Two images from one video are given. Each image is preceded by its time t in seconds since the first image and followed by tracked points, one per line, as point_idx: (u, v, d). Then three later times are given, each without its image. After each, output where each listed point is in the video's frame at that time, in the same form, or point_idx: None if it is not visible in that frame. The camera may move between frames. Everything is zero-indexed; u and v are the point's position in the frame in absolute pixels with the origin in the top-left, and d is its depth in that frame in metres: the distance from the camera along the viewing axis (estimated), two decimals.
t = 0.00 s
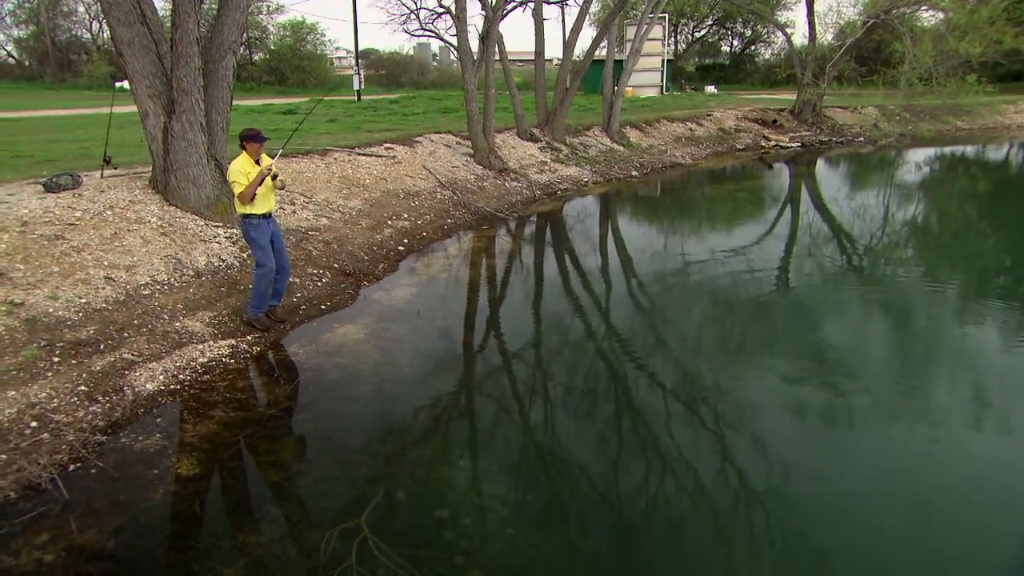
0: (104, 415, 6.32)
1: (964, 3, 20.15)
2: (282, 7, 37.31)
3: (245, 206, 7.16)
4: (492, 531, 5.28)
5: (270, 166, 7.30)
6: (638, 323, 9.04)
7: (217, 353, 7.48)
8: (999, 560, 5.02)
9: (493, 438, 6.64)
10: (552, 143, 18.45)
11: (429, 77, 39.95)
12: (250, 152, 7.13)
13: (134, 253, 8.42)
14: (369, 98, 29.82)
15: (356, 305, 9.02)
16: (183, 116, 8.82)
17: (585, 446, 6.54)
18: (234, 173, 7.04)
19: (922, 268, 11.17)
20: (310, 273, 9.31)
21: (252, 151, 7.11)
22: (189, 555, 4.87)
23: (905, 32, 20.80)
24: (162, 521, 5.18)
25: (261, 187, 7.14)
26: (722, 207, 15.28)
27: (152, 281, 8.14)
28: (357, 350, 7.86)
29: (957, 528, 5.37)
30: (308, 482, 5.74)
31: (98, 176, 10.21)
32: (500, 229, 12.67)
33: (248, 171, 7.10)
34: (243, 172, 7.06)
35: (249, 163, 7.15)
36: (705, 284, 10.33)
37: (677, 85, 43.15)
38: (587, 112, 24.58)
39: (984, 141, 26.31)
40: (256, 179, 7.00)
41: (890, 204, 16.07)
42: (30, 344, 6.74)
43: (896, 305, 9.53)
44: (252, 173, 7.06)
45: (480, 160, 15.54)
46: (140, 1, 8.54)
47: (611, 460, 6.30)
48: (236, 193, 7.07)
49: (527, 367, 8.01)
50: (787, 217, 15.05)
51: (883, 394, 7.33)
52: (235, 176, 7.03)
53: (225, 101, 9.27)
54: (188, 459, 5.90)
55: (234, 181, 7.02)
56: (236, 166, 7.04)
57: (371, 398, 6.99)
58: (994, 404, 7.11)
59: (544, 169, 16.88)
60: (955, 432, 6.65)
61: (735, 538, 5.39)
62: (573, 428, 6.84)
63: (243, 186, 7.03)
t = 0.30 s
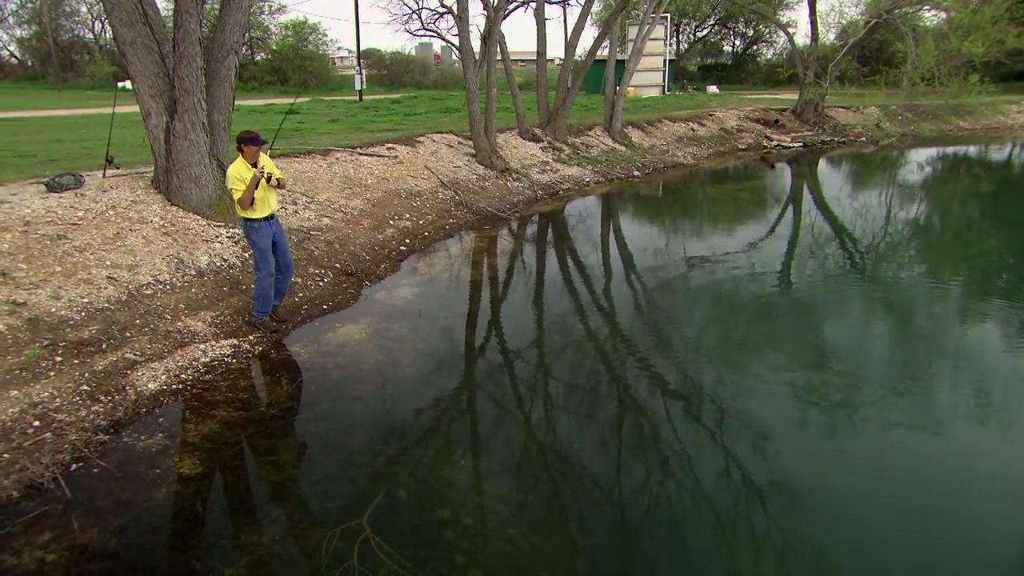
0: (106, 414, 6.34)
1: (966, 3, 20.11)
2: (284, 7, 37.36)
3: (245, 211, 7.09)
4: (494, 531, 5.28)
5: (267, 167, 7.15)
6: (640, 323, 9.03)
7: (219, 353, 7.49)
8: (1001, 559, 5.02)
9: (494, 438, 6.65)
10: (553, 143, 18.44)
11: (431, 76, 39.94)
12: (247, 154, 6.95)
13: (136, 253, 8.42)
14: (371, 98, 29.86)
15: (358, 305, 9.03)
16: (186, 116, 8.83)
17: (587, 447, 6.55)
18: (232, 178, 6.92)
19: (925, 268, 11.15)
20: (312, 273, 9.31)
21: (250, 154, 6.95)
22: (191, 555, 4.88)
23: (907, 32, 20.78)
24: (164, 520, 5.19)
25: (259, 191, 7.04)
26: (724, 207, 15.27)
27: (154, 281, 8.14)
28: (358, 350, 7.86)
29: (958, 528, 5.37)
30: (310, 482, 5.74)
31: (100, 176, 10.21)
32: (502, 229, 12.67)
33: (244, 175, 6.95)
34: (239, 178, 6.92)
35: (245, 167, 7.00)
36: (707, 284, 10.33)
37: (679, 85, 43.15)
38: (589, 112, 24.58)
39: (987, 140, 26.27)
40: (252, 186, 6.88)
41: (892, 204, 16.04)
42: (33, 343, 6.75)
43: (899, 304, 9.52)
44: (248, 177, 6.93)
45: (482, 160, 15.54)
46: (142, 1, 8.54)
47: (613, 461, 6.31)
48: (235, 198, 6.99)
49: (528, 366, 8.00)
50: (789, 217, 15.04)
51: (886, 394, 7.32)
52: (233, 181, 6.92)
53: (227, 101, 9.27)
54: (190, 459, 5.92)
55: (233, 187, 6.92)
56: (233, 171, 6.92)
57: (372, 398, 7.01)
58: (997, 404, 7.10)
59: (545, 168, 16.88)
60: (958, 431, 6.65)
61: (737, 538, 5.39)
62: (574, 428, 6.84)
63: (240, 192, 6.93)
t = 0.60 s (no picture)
0: (109, 413, 6.36)
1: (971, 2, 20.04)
2: (287, 6, 37.42)
3: (248, 213, 7.07)
4: (497, 530, 5.30)
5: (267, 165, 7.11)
6: (642, 322, 9.00)
7: (222, 352, 7.49)
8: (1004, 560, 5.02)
9: (497, 437, 6.66)
10: (557, 142, 18.43)
11: (434, 75, 39.85)
12: (246, 155, 6.91)
13: (140, 252, 8.43)
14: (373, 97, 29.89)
15: (360, 304, 9.02)
16: (188, 116, 8.84)
17: (589, 447, 6.55)
18: (233, 181, 6.91)
19: (928, 267, 11.14)
20: (315, 272, 9.29)
21: (250, 155, 6.89)
22: (195, 554, 4.89)
23: (911, 32, 20.74)
24: (167, 518, 5.21)
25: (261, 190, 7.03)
26: (728, 206, 15.26)
27: (157, 280, 8.14)
28: (361, 349, 7.86)
29: (962, 528, 5.35)
30: (313, 481, 5.76)
31: (104, 175, 10.23)
32: (505, 229, 12.67)
33: (245, 176, 6.93)
34: (240, 179, 6.90)
35: (245, 167, 6.97)
36: (710, 283, 10.31)
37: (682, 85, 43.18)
38: (592, 111, 24.57)
39: (991, 139, 26.22)
40: (253, 187, 6.86)
41: (896, 203, 16.02)
42: (36, 343, 6.77)
43: (902, 304, 9.51)
44: (249, 178, 6.91)
45: (485, 159, 15.54)
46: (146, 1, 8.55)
47: (616, 461, 6.30)
48: (238, 199, 6.99)
49: (531, 365, 7.99)
50: (793, 216, 15.03)
51: (889, 394, 7.30)
52: (235, 183, 6.91)
53: (230, 99, 9.28)
54: (193, 458, 5.95)
55: (235, 189, 6.91)
56: (233, 172, 6.90)
57: (375, 398, 7.02)
58: (1000, 404, 7.09)
59: (549, 168, 16.87)
60: (961, 432, 6.64)
61: (739, 539, 5.38)
62: (576, 428, 6.83)
63: (242, 194, 6.92)
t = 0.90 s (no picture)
0: (111, 412, 6.32)
1: None
2: (289, 2, 37.40)
3: (250, 210, 7.02)
4: (500, 530, 5.26)
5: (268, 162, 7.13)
6: (647, 320, 8.93)
7: (224, 350, 7.42)
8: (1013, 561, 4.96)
9: (500, 437, 6.62)
10: (561, 139, 18.37)
11: (437, 71, 39.77)
12: (246, 152, 6.95)
13: (141, 250, 8.39)
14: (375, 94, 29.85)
15: (362, 303, 8.92)
16: (190, 112, 8.79)
17: (594, 447, 6.51)
18: (235, 178, 6.90)
19: (937, 265, 11.05)
20: (317, 270, 9.23)
21: (251, 151, 6.94)
22: (196, 553, 4.86)
23: (920, 27, 20.59)
24: (169, 518, 5.17)
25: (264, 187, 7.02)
26: (734, 204, 15.17)
27: (158, 278, 8.09)
28: (364, 348, 7.79)
29: (968, 528, 5.30)
30: (316, 481, 5.72)
31: (105, 173, 10.19)
32: (509, 227, 12.60)
33: (247, 173, 6.95)
34: (242, 176, 6.91)
35: (246, 165, 6.99)
36: (716, 281, 10.23)
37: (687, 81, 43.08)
38: (596, 108, 24.50)
39: (1001, 136, 26.06)
40: (255, 183, 6.85)
41: (904, 201, 15.92)
42: (37, 341, 6.73)
43: (910, 301, 9.44)
44: (251, 174, 6.92)
45: (488, 156, 15.48)
46: None
47: (620, 461, 6.26)
48: (241, 198, 6.97)
49: (535, 364, 7.91)
50: (800, 214, 14.94)
51: (896, 393, 7.23)
52: (236, 181, 6.91)
53: (231, 96, 9.24)
54: (195, 457, 5.91)
55: (237, 187, 6.90)
56: (235, 169, 6.92)
57: (378, 397, 6.98)
58: (1009, 403, 7.02)
59: (553, 165, 16.80)
60: (970, 430, 6.57)
61: (745, 539, 5.33)
62: (579, 428, 6.78)
63: (245, 191, 6.91)
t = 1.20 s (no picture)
0: (105, 412, 6.15)
1: None
2: None
3: (248, 207, 6.83)
4: (505, 533, 5.13)
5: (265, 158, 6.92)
6: (655, 318, 8.72)
7: (222, 349, 7.23)
8: None
9: (504, 439, 6.47)
10: (567, 132, 18.15)
11: (440, 62, 39.51)
12: (243, 147, 6.74)
13: (136, 246, 8.20)
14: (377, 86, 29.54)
15: (363, 300, 8.68)
16: (186, 105, 8.61)
17: (600, 449, 6.33)
18: (233, 174, 6.69)
19: (956, 262, 10.82)
20: (317, 267, 9.03)
21: (247, 147, 6.73)
22: (192, 557, 4.73)
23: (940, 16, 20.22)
24: (165, 521, 5.03)
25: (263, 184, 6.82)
26: (745, 199, 14.94)
27: (154, 275, 7.90)
28: (365, 347, 7.61)
29: (984, 536, 5.14)
30: (315, 483, 5.58)
31: (99, 166, 10.02)
32: (513, 222, 12.39)
33: (245, 170, 6.74)
34: (240, 173, 6.70)
35: (243, 161, 6.78)
36: (726, 276, 10.00)
37: (697, 74, 42.70)
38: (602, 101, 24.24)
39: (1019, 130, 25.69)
40: (255, 181, 6.65)
41: (922, 196, 15.66)
42: (29, 339, 6.56)
43: (927, 300, 9.21)
44: (249, 171, 6.72)
45: (492, 150, 15.27)
46: None
47: (628, 462, 6.11)
48: (240, 196, 6.77)
49: (541, 363, 7.70)
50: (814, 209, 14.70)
51: (911, 394, 7.03)
52: (235, 179, 6.71)
53: (229, 88, 9.06)
54: (191, 458, 5.76)
55: (236, 185, 6.70)
56: (232, 168, 6.71)
57: (379, 398, 6.83)
58: None
59: (558, 159, 16.56)
60: (989, 433, 6.38)
61: (755, 544, 5.17)
62: (585, 431, 6.60)
63: (244, 187, 6.71)
